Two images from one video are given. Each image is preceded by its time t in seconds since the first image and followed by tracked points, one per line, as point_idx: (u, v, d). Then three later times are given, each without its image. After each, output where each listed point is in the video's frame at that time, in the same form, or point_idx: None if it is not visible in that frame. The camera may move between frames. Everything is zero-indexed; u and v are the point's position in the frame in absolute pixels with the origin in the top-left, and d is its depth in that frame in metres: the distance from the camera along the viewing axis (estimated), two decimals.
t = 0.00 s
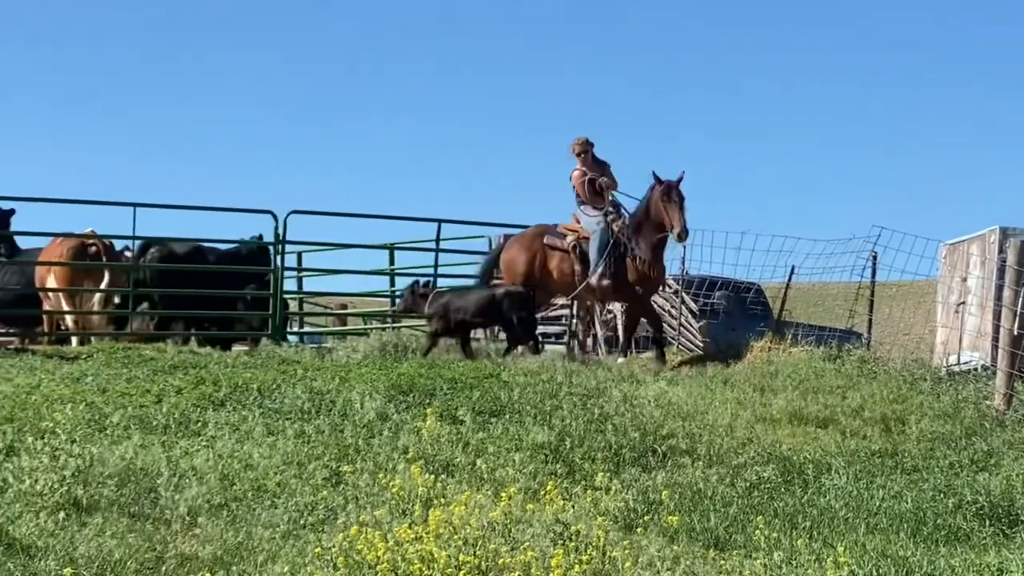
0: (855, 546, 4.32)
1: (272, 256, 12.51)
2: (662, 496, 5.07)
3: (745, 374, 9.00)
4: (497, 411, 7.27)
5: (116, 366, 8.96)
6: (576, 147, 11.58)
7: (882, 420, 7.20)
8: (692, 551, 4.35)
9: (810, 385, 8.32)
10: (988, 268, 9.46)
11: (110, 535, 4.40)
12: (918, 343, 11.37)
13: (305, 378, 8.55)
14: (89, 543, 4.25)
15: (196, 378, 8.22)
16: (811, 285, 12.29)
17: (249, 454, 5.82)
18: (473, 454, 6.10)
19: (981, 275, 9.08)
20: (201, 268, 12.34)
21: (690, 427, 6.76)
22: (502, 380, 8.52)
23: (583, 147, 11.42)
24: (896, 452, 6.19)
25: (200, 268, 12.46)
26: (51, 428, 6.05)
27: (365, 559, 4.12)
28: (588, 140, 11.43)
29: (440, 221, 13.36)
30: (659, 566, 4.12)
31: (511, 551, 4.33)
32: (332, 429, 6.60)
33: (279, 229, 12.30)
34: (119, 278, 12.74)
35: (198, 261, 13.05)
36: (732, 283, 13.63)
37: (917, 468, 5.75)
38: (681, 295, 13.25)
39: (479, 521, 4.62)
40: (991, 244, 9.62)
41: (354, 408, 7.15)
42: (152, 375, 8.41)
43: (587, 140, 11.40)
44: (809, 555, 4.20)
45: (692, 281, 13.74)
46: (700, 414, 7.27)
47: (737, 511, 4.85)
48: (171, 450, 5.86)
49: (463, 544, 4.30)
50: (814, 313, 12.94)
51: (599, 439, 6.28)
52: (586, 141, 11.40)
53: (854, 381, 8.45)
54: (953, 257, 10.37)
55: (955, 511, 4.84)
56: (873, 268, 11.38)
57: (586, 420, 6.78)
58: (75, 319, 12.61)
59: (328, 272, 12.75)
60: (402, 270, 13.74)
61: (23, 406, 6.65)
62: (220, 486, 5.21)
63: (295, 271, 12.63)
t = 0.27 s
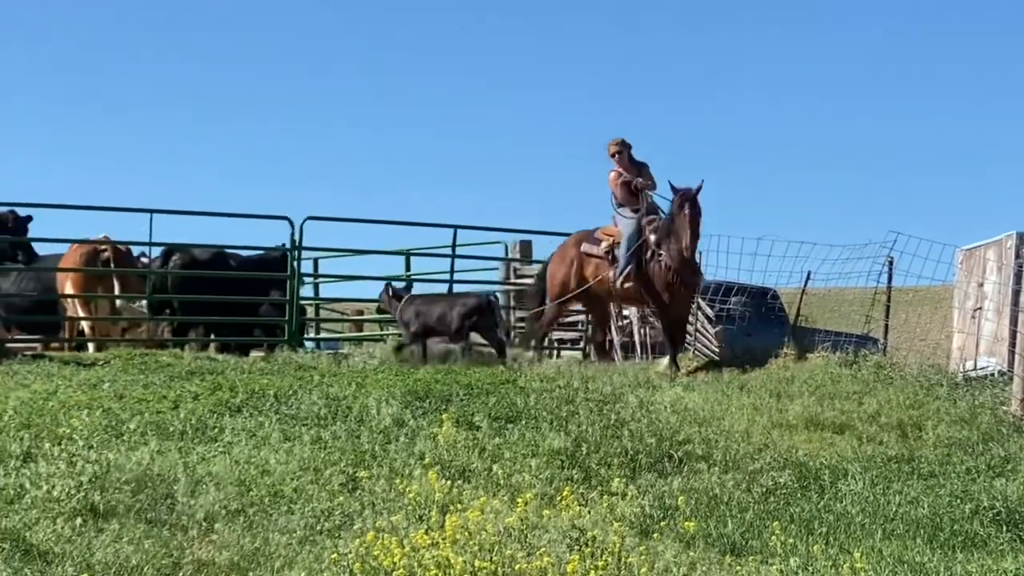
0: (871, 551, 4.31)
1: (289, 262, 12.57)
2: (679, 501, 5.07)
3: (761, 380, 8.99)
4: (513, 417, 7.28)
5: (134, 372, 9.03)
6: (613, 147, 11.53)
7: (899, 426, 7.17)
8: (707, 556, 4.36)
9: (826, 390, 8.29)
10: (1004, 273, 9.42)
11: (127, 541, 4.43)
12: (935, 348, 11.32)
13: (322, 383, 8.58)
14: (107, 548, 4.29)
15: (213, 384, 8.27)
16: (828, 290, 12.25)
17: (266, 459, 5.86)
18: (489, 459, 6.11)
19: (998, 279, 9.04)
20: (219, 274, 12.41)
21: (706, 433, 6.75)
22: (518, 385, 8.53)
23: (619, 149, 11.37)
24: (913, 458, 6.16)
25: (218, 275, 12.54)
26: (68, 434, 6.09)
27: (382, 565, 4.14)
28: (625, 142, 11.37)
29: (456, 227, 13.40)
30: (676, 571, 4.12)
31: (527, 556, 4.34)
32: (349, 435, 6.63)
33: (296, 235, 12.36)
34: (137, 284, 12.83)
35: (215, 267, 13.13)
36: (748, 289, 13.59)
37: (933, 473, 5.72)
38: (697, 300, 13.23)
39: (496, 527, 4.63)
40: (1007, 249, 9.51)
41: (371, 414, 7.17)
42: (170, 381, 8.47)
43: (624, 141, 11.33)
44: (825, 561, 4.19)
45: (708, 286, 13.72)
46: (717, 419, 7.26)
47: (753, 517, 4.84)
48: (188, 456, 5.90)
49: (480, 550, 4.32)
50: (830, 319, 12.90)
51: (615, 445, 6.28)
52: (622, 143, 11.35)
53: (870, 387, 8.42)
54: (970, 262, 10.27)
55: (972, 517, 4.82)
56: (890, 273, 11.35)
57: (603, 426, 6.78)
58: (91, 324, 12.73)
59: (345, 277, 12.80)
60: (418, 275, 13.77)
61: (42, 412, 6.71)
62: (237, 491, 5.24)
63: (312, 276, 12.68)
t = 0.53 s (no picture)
0: (889, 556, 4.29)
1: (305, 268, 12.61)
2: (696, 507, 5.06)
3: (777, 385, 8.96)
4: (530, 422, 7.28)
5: (151, 378, 9.07)
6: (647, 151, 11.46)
7: (916, 431, 7.14)
8: (724, 561, 4.35)
9: (843, 395, 8.26)
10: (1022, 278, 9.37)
11: (144, 546, 4.45)
12: (953, 354, 11.27)
13: (338, 389, 8.60)
14: (125, 555, 4.30)
15: (230, 389, 8.30)
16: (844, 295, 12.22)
17: (282, 465, 5.88)
18: (506, 465, 6.11)
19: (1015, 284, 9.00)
20: (235, 280, 12.47)
21: (723, 438, 6.74)
22: (535, 391, 8.53)
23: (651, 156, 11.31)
24: (930, 463, 6.14)
25: (234, 280, 12.59)
26: (85, 439, 6.13)
27: (398, 571, 4.15)
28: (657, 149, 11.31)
29: (472, 232, 13.41)
30: None
31: (544, 562, 4.35)
32: (366, 440, 6.65)
33: (312, 241, 12.40)
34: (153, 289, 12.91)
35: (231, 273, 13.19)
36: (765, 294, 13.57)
37: (951, 478, 5.70)
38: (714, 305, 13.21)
39: (512, 532, 4.64)
40: None
41: (387, 419, 7.19)
42: (187, 386, 8.51)
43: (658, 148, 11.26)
44: (842, 566, 4.18)
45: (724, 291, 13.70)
46: (733, 424, 7.25)
47: (770, 522, 4.83)
48: (204, 462, 5.92)
49: (496, 556, 4.33)
50: (847, 324, 12.87)
51: (632, 450, 6.28)
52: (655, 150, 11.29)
53: (887, 392, 8.39)
54: (987, 268, 10.22)
55: (990, 522, 4.80)
56: (907, 277, 11.31)
57: (619, 431, 6.77)
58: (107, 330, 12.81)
59: (361, 283, 12.83)
60: (434, 281, 13.79)
61: (60, 418, 6.75)
62: (254, 497, 5.26)
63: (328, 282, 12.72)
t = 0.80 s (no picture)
0: (906, 561, 4.28)
1: (322, 272, 12.65)
2: (712, 511, 5.06)
3: (793, 389, 8.94)
4: (546, 426, 7.29)
5: (168, 382, 9.11)
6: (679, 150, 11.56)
7: (933, 435, 7.11)
8: (741, 566, 4.34)
9: (860, 399, 8.24)
10: None
11: (161, 550, 4.47)
12: (970, 357, 11.22)
13: (355, 393, 8.63)
14: (142, 558, 4.32)
15: (246, 394, 8.33)
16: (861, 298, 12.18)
17: (299, 469, 5.91)
18: (522, 469, 6.12)
19: None
20: (252, 284, 12.52)
21: (740, 442, 6.73)
22: (551, 395, 8.53)
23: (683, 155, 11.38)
24: (947, 467, 6.11)
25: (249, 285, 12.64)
26: (102, 443, 6.17)
27: None
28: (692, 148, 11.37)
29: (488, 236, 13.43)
30: None
31: (560, 566, 4.35)
32: (382, 445, 6.66)
33: (328, 245, 12.45)
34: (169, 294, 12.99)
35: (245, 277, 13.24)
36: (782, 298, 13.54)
37: (968, 482, 5.67)
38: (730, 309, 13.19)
39: (528, 536, 4.65)
40: None
41: (404, 423, 7.21)
42: (204, 390, 8.55)
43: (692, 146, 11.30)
44: (859, 570, 4.17)
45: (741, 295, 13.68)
46: (750, 428, 7.24)
47: (787, 526, 4.82)
48: (221, 466, 5.96)
49: (513, 560, 4.34)
50: (863, 328, 12.82)
51: (648, 454, 6.28)
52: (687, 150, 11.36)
53: (904, 396, 8.36)
54: (1004, 270, 10.14)
55: (1008, 526, 4.78)
56: (923, 282, 11.28)
57: (636, 435, 6.78)
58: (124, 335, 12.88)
59: (377, 287, 12.86)
60: (450, 285, 13.82)
61: (78, 422, 6.79)
62: (270, 501, 5.28)
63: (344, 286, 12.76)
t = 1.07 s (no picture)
0: (921, 564, 4.27)
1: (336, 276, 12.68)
2: (727, 514, 5.06)
3: (808, 392, 8.92)
4: (561, 429, 7.30)
5: (184, 385, 9.15)
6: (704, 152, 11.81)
7: (947, 438, 7.08)
8: (755, 569, 4.34)
9: (875, 402, 8.22)
10: None
11: (176, 553, 4.49)
12: (985, 360, 11.17)
13: (369, 396, 8.64)
14: (157, 562, 4.34)
15: (262, 397, 8.36)
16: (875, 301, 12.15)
17: (314, 473, 5.93)
18: (537, 472, 6.13)
19: None
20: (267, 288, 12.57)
21: (754, 445, 6.72)
22: (566, 398, 8.53)
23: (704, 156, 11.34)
24: (962, 470, 6.09)
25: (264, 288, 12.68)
26: (118, 447, 6.20)
27: None
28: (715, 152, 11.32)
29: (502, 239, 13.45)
30: None
31: (575, 569, 4.36)
32: (397, 448, 6.68)
33: (342, 249, 12.48)
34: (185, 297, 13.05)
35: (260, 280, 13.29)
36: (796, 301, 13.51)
37: (983, 485, 5.65)
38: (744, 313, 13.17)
39: (543, 540, 4.66)
40: None
41: (419, 426, 7.23)
42: (219, 394, 8.59)
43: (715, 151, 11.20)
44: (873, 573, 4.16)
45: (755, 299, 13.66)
46: (765, 431, 7.23)
47: (802, 530, 4.81)
48: (236, 469, 5.99)
49: (528, 563, 4.35)
50: (878, 331, 12.78)
51: (663, 457, 6.28)
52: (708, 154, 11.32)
53: (919, 399, 8.33)
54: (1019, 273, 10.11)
55: None
56: (938, 285, 11.24)
57: (650, 438, 6.77)
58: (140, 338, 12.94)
59: (392, 290, 12.90)
60: (464, 288, 13.84)
61: (94, 425, 6.82)
62: (285, 504, 5.30)
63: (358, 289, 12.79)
